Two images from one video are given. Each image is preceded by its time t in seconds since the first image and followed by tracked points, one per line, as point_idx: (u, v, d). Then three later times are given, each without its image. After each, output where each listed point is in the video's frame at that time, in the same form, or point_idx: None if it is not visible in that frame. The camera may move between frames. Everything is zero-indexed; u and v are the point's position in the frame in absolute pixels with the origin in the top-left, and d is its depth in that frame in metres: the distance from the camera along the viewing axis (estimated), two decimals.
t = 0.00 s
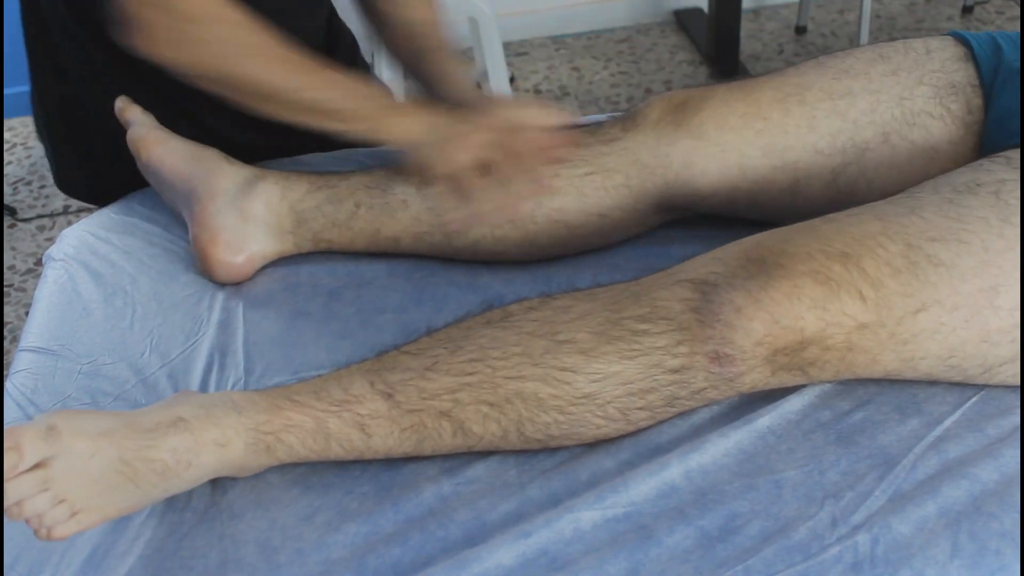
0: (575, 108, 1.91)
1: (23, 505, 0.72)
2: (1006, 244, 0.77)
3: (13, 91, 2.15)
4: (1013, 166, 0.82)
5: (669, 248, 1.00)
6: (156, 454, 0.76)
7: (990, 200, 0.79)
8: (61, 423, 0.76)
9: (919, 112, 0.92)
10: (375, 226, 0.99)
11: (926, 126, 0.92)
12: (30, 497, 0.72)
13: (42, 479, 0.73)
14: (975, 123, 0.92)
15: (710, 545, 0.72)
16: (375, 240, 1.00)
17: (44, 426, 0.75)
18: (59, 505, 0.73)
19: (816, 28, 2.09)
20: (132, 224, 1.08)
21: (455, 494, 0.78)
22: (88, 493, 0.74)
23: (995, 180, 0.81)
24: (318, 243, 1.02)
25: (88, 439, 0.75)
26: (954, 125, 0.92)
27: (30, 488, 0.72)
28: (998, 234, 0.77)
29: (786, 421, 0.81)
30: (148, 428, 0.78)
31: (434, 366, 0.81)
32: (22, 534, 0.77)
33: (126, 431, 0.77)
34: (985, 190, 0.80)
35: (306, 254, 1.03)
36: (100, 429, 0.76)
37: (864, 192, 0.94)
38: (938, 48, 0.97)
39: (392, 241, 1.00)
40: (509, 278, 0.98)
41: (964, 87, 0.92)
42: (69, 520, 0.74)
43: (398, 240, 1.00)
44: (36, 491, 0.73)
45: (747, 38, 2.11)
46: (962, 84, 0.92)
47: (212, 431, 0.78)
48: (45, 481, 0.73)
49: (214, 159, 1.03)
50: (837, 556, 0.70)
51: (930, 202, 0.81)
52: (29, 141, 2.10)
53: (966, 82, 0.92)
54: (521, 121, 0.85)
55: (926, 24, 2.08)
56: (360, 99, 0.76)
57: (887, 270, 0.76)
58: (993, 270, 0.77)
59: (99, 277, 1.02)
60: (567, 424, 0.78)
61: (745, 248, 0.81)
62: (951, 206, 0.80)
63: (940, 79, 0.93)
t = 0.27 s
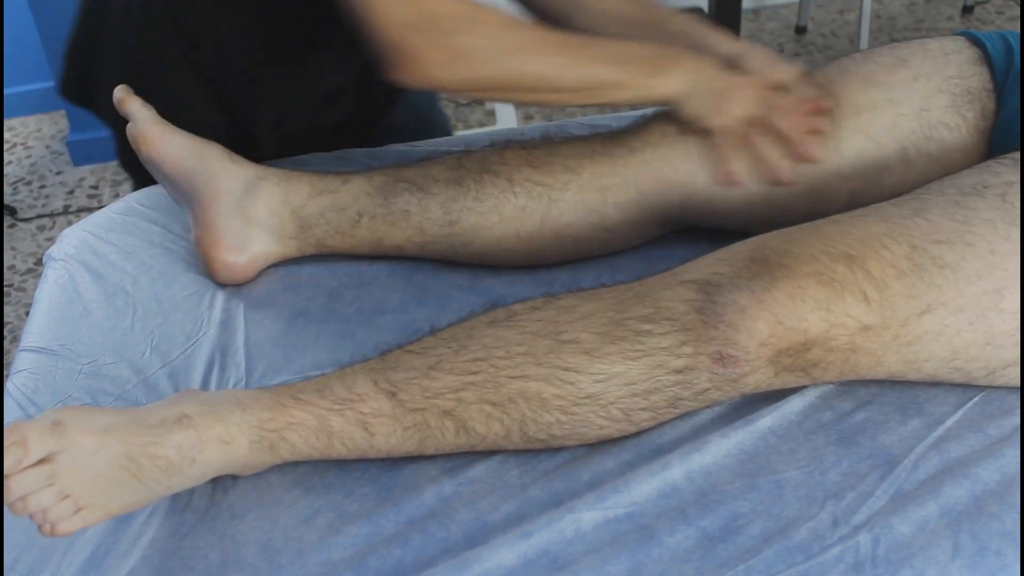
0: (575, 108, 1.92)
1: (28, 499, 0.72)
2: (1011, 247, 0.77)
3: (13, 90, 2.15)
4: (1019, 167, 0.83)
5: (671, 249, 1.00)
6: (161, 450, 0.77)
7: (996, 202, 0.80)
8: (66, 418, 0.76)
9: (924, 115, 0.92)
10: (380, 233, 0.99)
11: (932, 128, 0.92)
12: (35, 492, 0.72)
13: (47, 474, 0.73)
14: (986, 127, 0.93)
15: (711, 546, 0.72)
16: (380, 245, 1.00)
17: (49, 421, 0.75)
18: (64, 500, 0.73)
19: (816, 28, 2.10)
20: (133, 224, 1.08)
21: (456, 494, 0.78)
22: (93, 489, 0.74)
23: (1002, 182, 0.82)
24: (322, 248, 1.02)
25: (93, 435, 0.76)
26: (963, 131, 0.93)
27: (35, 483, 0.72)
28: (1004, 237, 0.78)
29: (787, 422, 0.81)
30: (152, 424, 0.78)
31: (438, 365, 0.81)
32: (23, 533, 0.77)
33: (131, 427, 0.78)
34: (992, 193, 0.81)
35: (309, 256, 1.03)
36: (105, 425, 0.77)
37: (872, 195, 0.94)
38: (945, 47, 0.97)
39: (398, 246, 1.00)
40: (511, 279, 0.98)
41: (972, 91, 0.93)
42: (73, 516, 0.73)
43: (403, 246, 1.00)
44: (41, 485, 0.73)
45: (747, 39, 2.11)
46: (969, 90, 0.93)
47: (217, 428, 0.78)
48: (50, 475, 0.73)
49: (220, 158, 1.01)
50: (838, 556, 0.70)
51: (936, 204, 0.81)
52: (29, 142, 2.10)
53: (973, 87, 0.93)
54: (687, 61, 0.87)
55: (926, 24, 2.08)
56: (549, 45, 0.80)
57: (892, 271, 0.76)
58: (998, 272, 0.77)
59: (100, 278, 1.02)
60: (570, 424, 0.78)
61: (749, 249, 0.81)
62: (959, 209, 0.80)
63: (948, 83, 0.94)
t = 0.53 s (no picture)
0: (575, 108, 1.93)
1: (28, 495, 0.73)
2: (1015, 249, 0.77)
3: (13, 90, 2.15)
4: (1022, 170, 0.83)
5: (671, 248, 1.00)
6: (161, 447, 0.77)
7: (1002, 204, 0.80)
8: (68, 413, 0.77)
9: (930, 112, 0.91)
10: (380, 223, 1.00)
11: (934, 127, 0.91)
12: (36, 487, 0.73)
13: (48, 469, 0.74)
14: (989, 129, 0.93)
15: (711, 546, 0.72)
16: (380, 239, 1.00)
17: (51, 416, 0.76)
18: (64, 497, 0.74)
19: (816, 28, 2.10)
20: (133, 224, 1.09)
21: (456, 494, 0.78)
22: (93, 485, 0.75)
23: (1008, 183, 0.82)
24: (324, 242, 1.02)
25: (94, 430, 0.76)
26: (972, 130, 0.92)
27: (37, 478, 0.73)
28: (1009, 239, 0.78)
29: (786, 421, 0.81)
30: (154, 420, 0.78)
31: (439, 364, 0.81)
32: (23, 532, 0.77)
33: (132, 423, 0.78)
34: (997, 194, 0.81)
35: (309, 252, 1.03)
36: (106, 421, 0.77)
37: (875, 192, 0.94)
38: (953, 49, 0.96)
39: (398, 239, 1.00)
40: (510, 279, 0.98)
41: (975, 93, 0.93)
42: (73, 512, 0.74)
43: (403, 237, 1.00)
44: (42, 481, 0.73)
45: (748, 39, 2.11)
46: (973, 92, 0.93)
47: (217, 425, 0.79)
48: (51, 472, 0.74)
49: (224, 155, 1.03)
50: (838, 557, 0.70)
51: (939, 205, 0.81)
52: (29, 141, 2.10)
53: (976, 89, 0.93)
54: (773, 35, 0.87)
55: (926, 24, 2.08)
56: (685, 9, 0.83)
57: (895, 272, 0.76)
58: (1002, 275, 0.77)
59: (99, 277, 1.02)
60: (570, 423, 0.78)
61: (752, 249, 0.81)
62: (963, 210, 0.80)
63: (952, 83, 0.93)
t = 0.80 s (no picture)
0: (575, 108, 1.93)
1: (23, 511, 0.73)
2: (1005, 245, 0.77)
3: (12, 90, 2.15)
4: (1011, 166, 0.82)
5: (669, 246, 1.00)
6: (155, 459, 0.76)
7: (988, 201, 0.79)
8: (58, 428, 0.76)
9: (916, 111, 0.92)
10: (371, 224, 1.00)
11: (923, 124, 0.92)
12: (31, 503, 0.73)
13: (43, 485, 0.73)
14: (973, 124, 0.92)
15: (710, 545, 0.72)
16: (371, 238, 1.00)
17: (42, 432, 0.75)
18: (59, 511, 0.73)
19: (816, 28, 2.10)
20: (132, 224, 1.09)
21: (455, 493, 0.78)
22: (87, 497, 0.74)
23: (994, 181, 0.81)
24: (316, 241, 1.02)
25: (87, 444, 0.75)
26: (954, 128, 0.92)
27: (31, 494, 0.73)
28: (997, 235, 0.78)
29: (786, 421, 0.81)
30: (146, 432, 0.78)
31: (434, 369, 0.81)
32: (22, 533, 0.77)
33: (125, 436, 0.77)
34: (983, 191, 0.80)
35: (303, 251, 1.03)
36: (98, 433, 0.76)
37: (867, 192, 0.93)
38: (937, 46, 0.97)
39: (388, 239, 1.00)
40: (509, 278, 0.98)
41: (963, 87, 0.93)
42: (68, 525, 0.74)
43: (394, 238, 1.00)
44: (36, 497, 0.73)
45: (747, 39, 2.11)
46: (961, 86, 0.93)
47: (210, 434, 0.78)
48: (45, 487, 0.73)
49: (209, 157, 1.03)
50: (837, 556, 0.70)
51: (929, 203, 0.81)
52: (29, 141, 2.10)
53: (963, 83, 0.93)
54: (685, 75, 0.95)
55: (926, 24, 2.08)
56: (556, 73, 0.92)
57: (888, 271, 0.76)
58: (992, 270, 0.77)
59: (98, 277, 1.02)
60: (567, 426, 0.78)
61: (745, 249, 0.81)
62: (949, 208, 0.80)
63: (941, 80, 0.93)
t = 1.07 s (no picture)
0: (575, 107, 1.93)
1: (28, 512, 0.72)
2: (1012, 248, 0.78)
3: (13, 90, 2.15)
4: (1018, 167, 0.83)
5: (671, 247, 1.00)
6: (160, 459, 0.76)
7: (997, 203, 0.80)
8: (64, 429, 0.76)
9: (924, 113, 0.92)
10: (378, 218, 1.00)
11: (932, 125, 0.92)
12: (36, 504, 0.72)
13: (49, 486, 0.73)
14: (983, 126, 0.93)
15: (711, 545, 0.72)
16: (377, 236, 1.01)
17: (48, 432, 0.75)
18: (65, 511, 0.73)
19: (816, 28, 2.10)
20: (132, 225, 1.09)
21: (456, 493, 0.78)
22: (93, 498, 0.74)
23: (1002, 182, 0.82)
24: (320, 238, 1.02)
25: (93, 445, 0.75)
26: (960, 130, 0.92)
27: (37, 495, 0.72)
28: (1005, 238, 0.78)
29: (786, 421, 0.81)
30: (152, 432, 0.78)
31: (438, 370, 0.81)
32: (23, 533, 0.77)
33: (129, 436, 0.77)
34: (992, 193, 0.81)
35: (306, 254, 1.03)
36: (104, 434, 0.76)
37: (870, 189, 0.94)
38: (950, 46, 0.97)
39: (393, 235, 1.00)
40: (511, 278, 0.98)
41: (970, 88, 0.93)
42: (74, 525, 0.74)
43: (399, 233, 1.00)
44: (42, 497, 0.73)
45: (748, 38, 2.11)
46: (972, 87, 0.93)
47: (215, 435, 0.78)
48: (51, 488, 0.73)
49: (219, 152, 1.03)
50: (837, 556, 0.70)
51: (936, 205, 0.81)
52: (29, 141, 2.10)
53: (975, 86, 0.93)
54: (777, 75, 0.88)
55: (926, 24, 2.08)
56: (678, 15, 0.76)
57: (894, 274, 0.77)
58: (999, 274, 0.77)
59: (99, 278, 1.02)
60: (570, 427, 0.78)
61: (750, 250, 0.81)
62: (959, 210, 0.80)
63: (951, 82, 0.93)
